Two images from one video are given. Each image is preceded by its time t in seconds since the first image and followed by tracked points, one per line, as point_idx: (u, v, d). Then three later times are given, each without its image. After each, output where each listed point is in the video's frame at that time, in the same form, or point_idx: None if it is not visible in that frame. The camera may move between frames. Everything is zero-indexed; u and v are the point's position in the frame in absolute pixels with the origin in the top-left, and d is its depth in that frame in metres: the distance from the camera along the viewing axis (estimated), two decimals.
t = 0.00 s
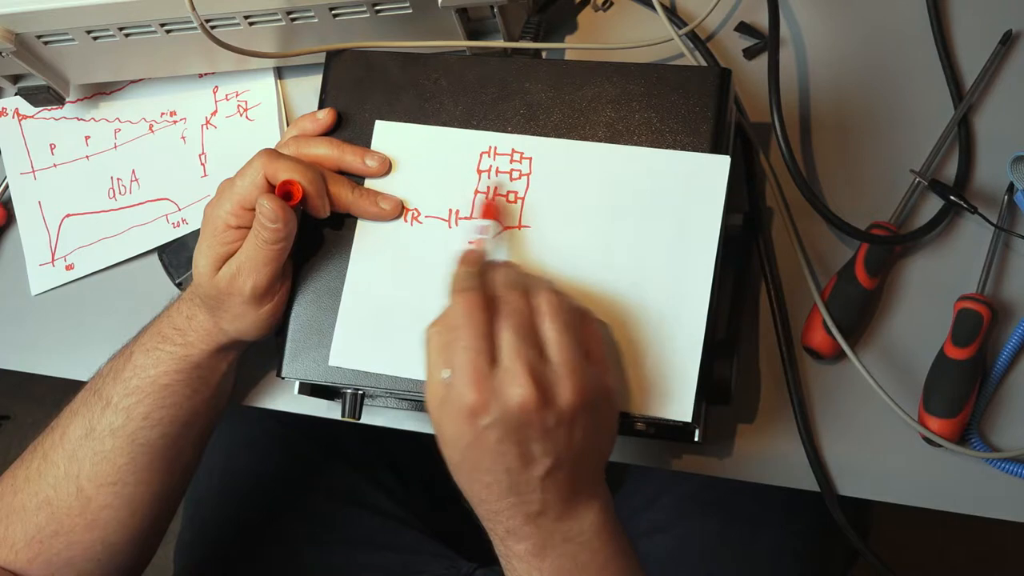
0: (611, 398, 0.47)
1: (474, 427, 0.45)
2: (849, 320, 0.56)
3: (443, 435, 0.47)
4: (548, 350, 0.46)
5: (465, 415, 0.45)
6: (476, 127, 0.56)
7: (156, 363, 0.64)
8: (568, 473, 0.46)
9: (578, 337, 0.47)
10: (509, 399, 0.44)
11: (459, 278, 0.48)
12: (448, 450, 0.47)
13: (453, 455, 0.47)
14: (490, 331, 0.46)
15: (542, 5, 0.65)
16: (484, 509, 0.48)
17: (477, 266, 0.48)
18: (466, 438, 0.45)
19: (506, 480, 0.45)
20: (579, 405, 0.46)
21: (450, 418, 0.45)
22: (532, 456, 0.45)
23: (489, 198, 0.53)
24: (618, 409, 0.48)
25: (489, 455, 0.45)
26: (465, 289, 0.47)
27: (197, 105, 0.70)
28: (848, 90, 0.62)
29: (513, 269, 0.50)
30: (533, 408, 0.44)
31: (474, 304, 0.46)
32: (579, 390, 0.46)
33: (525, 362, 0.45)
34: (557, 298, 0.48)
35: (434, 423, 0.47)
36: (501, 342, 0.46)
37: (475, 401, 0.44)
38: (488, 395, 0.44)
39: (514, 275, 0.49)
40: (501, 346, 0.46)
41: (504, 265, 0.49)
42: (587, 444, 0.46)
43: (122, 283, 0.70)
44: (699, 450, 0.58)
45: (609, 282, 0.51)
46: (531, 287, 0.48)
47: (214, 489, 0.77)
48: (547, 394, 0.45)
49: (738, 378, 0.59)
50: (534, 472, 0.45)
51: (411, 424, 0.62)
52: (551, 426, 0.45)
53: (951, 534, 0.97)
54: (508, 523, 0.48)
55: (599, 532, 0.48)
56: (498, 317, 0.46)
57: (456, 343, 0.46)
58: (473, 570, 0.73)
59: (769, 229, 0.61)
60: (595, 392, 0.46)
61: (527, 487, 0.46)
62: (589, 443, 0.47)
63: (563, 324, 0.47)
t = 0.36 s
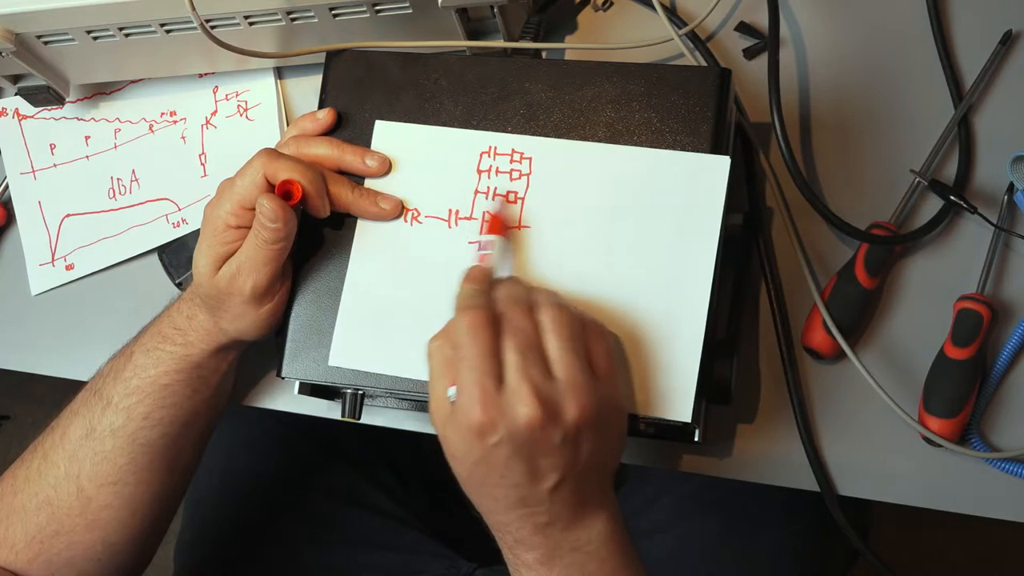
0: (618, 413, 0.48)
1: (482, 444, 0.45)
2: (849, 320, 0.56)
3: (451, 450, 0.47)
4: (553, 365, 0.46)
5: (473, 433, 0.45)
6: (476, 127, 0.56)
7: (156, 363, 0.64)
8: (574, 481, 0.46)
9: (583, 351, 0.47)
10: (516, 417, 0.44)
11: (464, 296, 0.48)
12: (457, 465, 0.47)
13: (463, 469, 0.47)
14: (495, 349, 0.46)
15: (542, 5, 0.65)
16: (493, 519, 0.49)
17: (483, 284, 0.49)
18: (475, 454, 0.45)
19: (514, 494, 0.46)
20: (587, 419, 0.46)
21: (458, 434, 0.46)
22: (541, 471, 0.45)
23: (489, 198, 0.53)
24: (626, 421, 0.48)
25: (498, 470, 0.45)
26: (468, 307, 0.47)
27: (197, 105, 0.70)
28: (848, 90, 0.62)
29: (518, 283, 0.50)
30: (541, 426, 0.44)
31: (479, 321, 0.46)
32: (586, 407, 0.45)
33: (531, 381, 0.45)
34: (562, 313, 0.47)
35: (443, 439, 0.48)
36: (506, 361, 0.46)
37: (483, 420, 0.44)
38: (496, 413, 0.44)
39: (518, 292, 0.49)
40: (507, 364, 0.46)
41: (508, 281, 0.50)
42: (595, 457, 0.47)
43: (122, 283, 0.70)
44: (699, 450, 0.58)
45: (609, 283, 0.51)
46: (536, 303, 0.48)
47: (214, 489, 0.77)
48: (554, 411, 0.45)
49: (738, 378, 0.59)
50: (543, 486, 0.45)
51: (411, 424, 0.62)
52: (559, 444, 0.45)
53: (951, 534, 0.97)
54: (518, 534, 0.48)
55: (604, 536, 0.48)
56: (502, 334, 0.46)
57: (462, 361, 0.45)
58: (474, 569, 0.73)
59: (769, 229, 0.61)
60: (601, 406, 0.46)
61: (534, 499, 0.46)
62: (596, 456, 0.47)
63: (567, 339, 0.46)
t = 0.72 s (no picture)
0: (615, 414, 0.48)
1: (480, 450, 0.46)
2: (849, 321, 0.56)
3: (450, 455, 0.48)
4: (546, 367, 0.47)
5: (471, 439, 0.45)
6: (476, 127, 0.56)
7: (156, 363, 0.64)
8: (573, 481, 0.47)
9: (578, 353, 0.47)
10: (512, 421, 0.45)
11: (454, 302, 0.48)
12: (457, 471, 0.48)
13: (462, 476, 0.48)
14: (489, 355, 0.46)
15: (542, 5, 0.65)
16: (493, 521, 0.49)
17: (472, 292, 0.48)
18: (473, 459, 0.46)
19: (514, 496, 0.47)
20: (583, 420, 0.46)
21: (456, 440, 0.46)
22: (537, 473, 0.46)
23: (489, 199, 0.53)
24: (624, 421, 0.48)
25: (496, 475, 0.46)
26: (458, 314, 0.47)
27: (197, 105, 0.70)
28: (848, 90, 0.62)
29: (512, 285, 0.49)
30: (536, 429, 0.45)
31: (471, 327, 0.46)
32: (582, 409, 0.46)
33: (526, 386, 0.45)
34: (553, 317, 0.47)
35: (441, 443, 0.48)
36: (500, 366, 0.46)
37: (479, 426, 0.45)
38: (492, 419, 0.45)
39: (509, 295, 0.48)
40: (501, 369, 0.46)
41: (498, 284, 0.49)
42: (592, 458, 0.48)
43: (122, 283, 0.70)
44: (699, 450, 0.58)
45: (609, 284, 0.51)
46: (528, 307, 0.48)
47: (214, 489, 0.77)
48: (549, 414, 0.45)
49: (738, 378, 0.59)
50: (540, 484, 0.46)
51: (411, 424, 0.62)
52: (554, 447, 0.46)
53: (951, 534, 0.97)
54: (518, 533, 0.49)
55: (604, 536, 0.49)
56: (496, 340, 0.47)
57: (456, 369, 0.46)
58: (473, 570, 0.72)
59: (769, 229, 0.61)
60: (597, 407, 0.47)
61: (535, 499, 0.47)
62: (594, 457, 0.48)
63: (560, 343, 0.46)
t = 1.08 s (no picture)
0: (619, 417, 0.48)
1: (483, 458, 0.46)
2: (849, 321, 0.56)
3: (454, 461, 0.48)
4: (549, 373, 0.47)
5: (474, 446, 0.46)
6: (476, 127, 0.55)
7: (156, 363, 0.64)
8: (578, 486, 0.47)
9: (581, 358, 0.47)
10: (516, 429, 0.45)
11: (455, 308, 0.48)
12: (462, 476, 0.48)
13: (468, 481, 0.48)
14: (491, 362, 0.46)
15: (542, 5, 0.65)
16: (501, 526, 0.49)
17: (473, 296, 0.48)
18: (477, 466, 0.46)
19: (521, 501, 0.47)
20: (587, 424, 0.46)
21: (460, 447, 0.46)
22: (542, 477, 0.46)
23: (489, 199, 0.53)
24: (628, 421, 0.48)
25: (501, 481, 0.46)
26: (460, 322, 0.47)
27: (197, 105, 0.70)
28: (848, 90, 0.62)
29: (512, 290, 0.50)
30: (540, 436, 0.45)
31: (473, 335, 0.46)
32: (585, 413, 0.46)
33: (528, 392, 0.45)
34: (555, 321, 0.47)
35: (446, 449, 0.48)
36: (503, 373, 0.46)
37: (483, 433, 0.45)
38: (495, 426, 0.45)
39: (509, 300, 0.48)
40: (503, 375, 0.46)
41: (498, 289, 0.49)
42: (597, 463, 0.48)
43: (122, 283, 0.70)
44: (699, 450, 0.58)
45: (608, 284, 0.51)
46: (529, 312, 0.48)
47: (215, 489, 0.77)
48: (552, 420, 0.45)
49: (738, 378, 0.59)
50: (545, 489, 0.46)
51: (411, 424, 0.62)
52: (559, 453, 0.45)
53: (951, 534, 0.97)
54: (525, 538, 0.49)
55: (610, 538, 0.49)
56: (497, 347, 0.47)
57: (458, 376, 0.46)
58: (473, 570, 0.72)
59: (769, 228, 0.61)
60: (601, 410, 0.47)
61: (540, 505, 0.47)
62: (598, 462, 0.48)
63: (562, 348, 0.46)
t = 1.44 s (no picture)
0: (630, 427, 0.48)
1: (495, 462, 0.45)
2: (849, 321, 0.56)
3: (462, 464, 0.47)
4: (564, 381, 0.47)
5: (486, 451, 0.45)
6: (476, 127, 0.55)
7: (156, 363, 0.64)
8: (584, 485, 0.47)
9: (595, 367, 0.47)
10: (530, 435, 0.45)
11: (470, 311, 0.47)
12: (469, 479, 0.48)
13: (474, 484, 0.48)
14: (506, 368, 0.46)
15: (542, 5, 0.65)
16: (504, 529, 0.49)
17: (489, 299, 0.48)
18: (487, 470, 0.46)
19: (527, 507, 0.47)
20: (599, 433, 0.46)
21: (470, 451, 0.46)
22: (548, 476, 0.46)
23: (489, 199, 0.53)
24: (637, 428, 0.49)
25: (509, 486, 0.46)
26: (477, 326, 0.46)
27: (197, 105, 0.70)
28: (848, 90, 0.62)
29: (527, 296, 0.49)
30: (553, 443, 0.45)
31: (490, 340, 0.46)
32: (598, 423, 0.46)
33: (543, 400, 0.45)
34: (571, 329, 0.47)
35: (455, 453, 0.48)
36: (518, 379, 0.46)
37: (497, 439, 0.45)
38: (509, 433, 0.45)
39: (524, 305, 0.48)
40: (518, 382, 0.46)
41: (511, 294, 0.49)
42: (605, 471, 0.48)
43: (122, 283, 0.70)
44: (699, 451, 0.58)
45: (608, 283, 0.51)
46: (544, 319, 0.48)
47: (214, 489, 0.77)
48: (566, 428, 0.45)
49: (738, 378, 0.59)
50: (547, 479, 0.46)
51: (411, 424, 0.62)
52: (571, 460, 0.46)
53: (951, 534, 0.97)
54: (529, 542, 0.49)
55: (614, 544, 0.49)
56: (514, 353, 0.47)
57: (472, 381, 0.46)
58: (474, 570, 0.72)
59: (769, 228, 0.61)
60: (614, 420, 0.47)
61: (543, 510, 0.47)
62: (606, 470, 0.48)
63: (578, 357, 0.46)
